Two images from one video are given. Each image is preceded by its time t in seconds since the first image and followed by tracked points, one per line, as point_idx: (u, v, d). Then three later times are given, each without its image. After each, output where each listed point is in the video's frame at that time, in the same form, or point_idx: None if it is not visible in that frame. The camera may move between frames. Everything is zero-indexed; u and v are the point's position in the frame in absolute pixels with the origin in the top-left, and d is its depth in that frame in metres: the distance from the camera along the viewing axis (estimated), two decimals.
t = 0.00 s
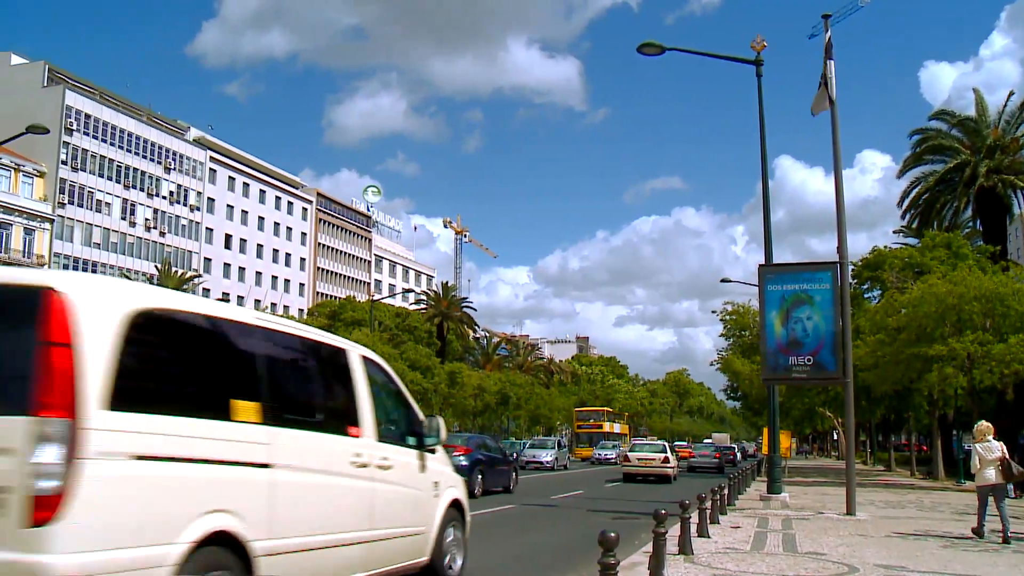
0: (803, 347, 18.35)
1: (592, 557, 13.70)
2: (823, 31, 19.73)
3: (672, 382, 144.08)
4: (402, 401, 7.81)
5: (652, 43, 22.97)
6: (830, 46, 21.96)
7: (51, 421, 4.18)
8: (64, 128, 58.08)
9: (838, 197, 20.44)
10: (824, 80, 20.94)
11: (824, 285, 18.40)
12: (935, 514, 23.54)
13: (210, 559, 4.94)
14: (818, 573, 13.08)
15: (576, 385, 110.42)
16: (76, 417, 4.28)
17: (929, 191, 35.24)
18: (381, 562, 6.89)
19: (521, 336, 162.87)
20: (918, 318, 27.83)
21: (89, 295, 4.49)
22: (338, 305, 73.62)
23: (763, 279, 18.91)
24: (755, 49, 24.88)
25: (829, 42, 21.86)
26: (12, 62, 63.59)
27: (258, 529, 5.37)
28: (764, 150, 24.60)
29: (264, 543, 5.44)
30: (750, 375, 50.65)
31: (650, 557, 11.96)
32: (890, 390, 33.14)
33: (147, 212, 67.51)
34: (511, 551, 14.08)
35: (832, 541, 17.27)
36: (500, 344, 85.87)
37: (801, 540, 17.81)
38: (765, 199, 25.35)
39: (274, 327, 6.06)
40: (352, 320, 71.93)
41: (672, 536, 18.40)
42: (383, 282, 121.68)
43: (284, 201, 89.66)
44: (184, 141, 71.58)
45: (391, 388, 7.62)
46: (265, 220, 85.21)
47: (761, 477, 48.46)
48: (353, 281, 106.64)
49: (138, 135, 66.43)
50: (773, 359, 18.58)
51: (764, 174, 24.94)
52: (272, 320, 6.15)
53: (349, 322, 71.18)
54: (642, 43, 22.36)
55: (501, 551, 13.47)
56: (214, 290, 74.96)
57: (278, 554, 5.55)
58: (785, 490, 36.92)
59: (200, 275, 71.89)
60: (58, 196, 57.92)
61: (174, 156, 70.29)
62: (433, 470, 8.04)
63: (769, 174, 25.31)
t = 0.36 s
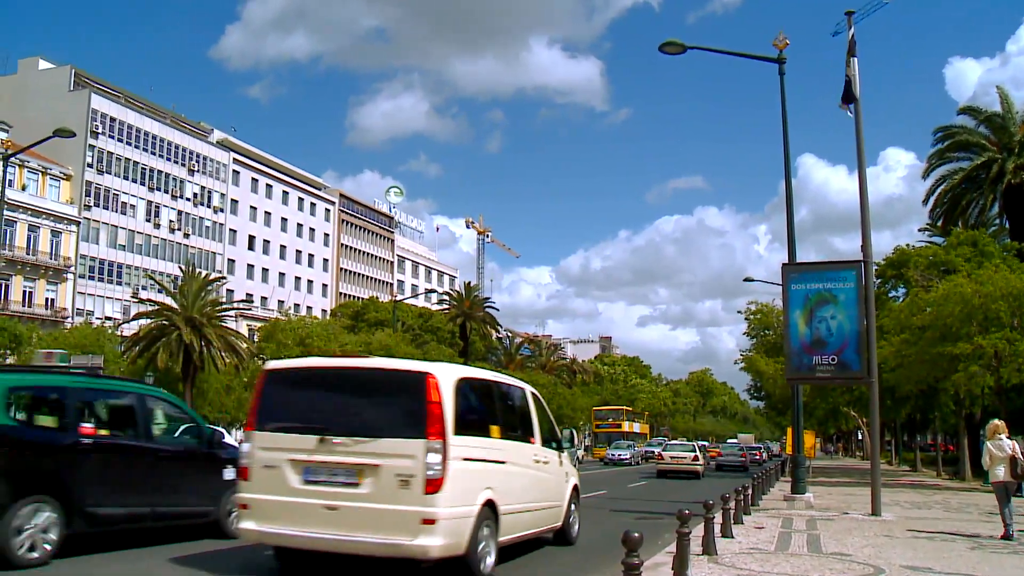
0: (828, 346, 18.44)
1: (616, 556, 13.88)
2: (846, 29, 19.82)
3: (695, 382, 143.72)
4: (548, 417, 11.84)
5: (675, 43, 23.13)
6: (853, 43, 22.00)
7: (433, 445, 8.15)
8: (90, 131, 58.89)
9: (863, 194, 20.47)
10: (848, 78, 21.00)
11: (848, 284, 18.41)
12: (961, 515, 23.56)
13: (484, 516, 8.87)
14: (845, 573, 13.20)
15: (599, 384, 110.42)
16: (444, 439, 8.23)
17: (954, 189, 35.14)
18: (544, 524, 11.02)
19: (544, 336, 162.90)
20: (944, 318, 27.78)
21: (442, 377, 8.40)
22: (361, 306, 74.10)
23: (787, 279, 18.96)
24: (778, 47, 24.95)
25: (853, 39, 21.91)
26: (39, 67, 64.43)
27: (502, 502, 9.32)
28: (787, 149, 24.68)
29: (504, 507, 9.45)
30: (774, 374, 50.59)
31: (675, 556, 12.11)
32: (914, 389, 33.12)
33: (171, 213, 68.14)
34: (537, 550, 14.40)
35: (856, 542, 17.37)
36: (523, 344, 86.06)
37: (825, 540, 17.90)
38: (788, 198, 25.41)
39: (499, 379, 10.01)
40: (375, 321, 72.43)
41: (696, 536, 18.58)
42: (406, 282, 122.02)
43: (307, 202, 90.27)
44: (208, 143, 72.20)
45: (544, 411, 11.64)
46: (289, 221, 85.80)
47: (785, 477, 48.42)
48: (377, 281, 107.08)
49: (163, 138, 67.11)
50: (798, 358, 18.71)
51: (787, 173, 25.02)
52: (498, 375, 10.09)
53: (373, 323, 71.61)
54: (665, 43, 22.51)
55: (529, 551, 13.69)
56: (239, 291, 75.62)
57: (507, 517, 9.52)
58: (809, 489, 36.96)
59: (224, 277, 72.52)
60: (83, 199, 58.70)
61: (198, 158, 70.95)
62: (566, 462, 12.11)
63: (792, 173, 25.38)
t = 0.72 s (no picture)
0: (855, 346, 18.33)
1: (642, 556, 13.92)
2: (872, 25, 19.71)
3: (721, 382, 143.30)
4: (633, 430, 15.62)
5: (699, 41, 23.10)
6: (880, 40, 21.88)
7: (580, 446, 11.74)
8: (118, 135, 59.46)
9: (890, 192, 20.37)
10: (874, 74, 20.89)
11: (875, 283, 18.34)
12: (992, 516, 23.40)
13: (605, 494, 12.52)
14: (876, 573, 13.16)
15: (625, 384, 110.30)
16: (585, 440, 11.88)
17: (984, 185, 34.88)
18: (638, 503, 14.72)
19: (569, 336, 162.80)
20: (973, 316, 27.54)
21: (585, 400, 11.99)
22: (387, 307, 74.43)
23: (813, 278, 18.92)
24: (803, 44, 24.85)
25: (879, 36, 21.79)
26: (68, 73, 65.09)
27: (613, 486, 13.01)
28: (813, 146, 24.60)
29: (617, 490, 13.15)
30: (800, 374, 50.39)
31: (702, 556, 12.13)
32: (943, 389, 32.90)
33: (198, 215, 68.62)
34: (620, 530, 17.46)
35: (885, 543, 17.29)
36: (549, 344, 86.10)
37: (853, 541, 17.83)
38: (814, 196, 25.31)
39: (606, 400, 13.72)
40: (401, 321, 72.79)
41: (723, 536, 18.58)
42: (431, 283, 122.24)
43: (332, 204, 90.68)
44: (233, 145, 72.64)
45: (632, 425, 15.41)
46: (315, 222, 86.22)
47: (811, 477, 48.27)
48: (402, 282, 107.40)
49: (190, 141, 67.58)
50: (824, 358, 18.60)
51: (812, 171, 24.94)
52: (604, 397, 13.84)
53: (399, 323, 71.91)
54: (690, 42, 22.51)
55: (553, 551, 13.72)
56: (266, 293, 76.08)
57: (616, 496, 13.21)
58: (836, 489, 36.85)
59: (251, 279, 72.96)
60: (112, 202, 59.33)
61: (224, 160, 71.44)
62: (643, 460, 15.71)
63: (817, 171, 25.28)
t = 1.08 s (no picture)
0: (882, 355, 18.01)
1: (669, 557, 13.76)
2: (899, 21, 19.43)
3: (747, 381, 142.54)
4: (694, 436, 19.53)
5: (722, 39, 22.88)
6: (907, 36, 21.57)
7: (665, 448, 15.38)
8: (145, 138, 59.98)
9: (918, 189, 20.07)
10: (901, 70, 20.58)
11: (903, 291, 18.08)
12: None
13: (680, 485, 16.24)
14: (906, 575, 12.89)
15: (650, 384, 109.90)
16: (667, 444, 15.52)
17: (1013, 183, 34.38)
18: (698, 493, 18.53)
19: (593, 336, 162.34)
20: (1003, 315, 27.12)
21: (667, 416, 15.64)
22: (412, 307, 74.52)
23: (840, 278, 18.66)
24: (829, 41, 24.57)
25: (906, 32, 21.49)
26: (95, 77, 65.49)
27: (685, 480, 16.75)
28: (839, 144, 24.31)
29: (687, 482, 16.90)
30: (827, 373, 49.96)
31: (728, 557, 11.97)
32: (973, 389, 32.46)
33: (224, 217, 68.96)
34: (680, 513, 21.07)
35: (915, 545, 16.96)
36: (573, 345, 85.88)
37: (883, 542, 17.53)
38: (841, 194, 25.00)
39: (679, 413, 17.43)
40: (426, 321, 72.84)
41: (749, 535, 18.37)
42: (456, 283, 122.18)
43: (357, 205, 90.87)
44: (259, 147, 72.91)
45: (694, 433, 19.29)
46: (339, 223, 86.40)
47: (839, 477, 47.82)
48: (427, 282, 107.42)
49: (215, 143, 67.86)
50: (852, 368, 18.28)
51: (839, 168, 24.65)
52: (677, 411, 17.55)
53: (424, 324, 71.96)
54: (713, 40, 22.35)
55: (575, 552, 13.58)
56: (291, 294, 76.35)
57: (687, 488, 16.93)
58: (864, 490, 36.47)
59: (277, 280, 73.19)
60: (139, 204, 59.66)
61: (250, 163, 71.78)
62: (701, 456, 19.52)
63: (844, 169, 25.00)
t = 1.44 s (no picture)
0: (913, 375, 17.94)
1: (698, 557, 13.67)
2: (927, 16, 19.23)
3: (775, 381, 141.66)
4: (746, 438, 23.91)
5: (748, 37, 22.73)
6: (936, 31, 21.33)
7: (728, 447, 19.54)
8: (173, 140, 60.64)
9: (947, 187, 19.85)
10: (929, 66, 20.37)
11: (934, 311, 17.84)
12: None
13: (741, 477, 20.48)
14: None
15: (677, 383, 109.46)
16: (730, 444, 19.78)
17: None
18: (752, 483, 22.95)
19: (620, 335, 161.81)
20: None
21: (731, 422, 19.85)
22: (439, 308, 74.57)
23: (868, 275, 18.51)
24: (857, 37, 24.34)
25: (936, 27, 21.25)
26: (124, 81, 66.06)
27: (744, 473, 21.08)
28: (867, 141, 24.10)
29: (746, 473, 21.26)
30: (855, 373, 49.54)
31: (756, 557, 11.86)
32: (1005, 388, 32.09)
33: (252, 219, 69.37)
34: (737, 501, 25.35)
35: (946, 546, 16.74)
36: (601, 344, 85.56)
37: (913, 543, 17.33)
38: (869, 192, 24.78)
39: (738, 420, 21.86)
40: (453, 322, 72.89)
41: (778, 536, 18.21)
42: (482, 283, 122.26)
43: (384, 206, 91.12)
44: (286, 149, 73.30)
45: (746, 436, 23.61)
46: (366, 224, 86.65)
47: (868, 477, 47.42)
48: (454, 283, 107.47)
49: (243, 145, 68.32)
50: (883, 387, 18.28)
51: (868, 166, 24.40)
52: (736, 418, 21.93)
53: (451, 324, 72.04)
54: (739, 37, 22.24)
55: (604, 551, 13.45)
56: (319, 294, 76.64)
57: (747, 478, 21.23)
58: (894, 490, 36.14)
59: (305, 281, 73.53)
60: (168, 206, 60.15)
61: (277, 164, 72.12)
62: (753, 455, 23.87)
63: (873, 166, 24.78)
